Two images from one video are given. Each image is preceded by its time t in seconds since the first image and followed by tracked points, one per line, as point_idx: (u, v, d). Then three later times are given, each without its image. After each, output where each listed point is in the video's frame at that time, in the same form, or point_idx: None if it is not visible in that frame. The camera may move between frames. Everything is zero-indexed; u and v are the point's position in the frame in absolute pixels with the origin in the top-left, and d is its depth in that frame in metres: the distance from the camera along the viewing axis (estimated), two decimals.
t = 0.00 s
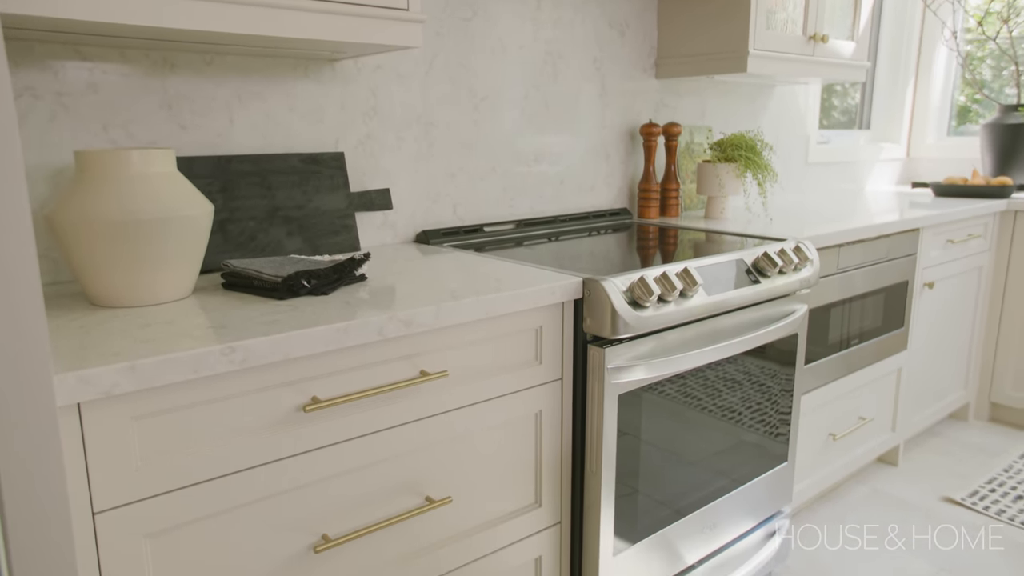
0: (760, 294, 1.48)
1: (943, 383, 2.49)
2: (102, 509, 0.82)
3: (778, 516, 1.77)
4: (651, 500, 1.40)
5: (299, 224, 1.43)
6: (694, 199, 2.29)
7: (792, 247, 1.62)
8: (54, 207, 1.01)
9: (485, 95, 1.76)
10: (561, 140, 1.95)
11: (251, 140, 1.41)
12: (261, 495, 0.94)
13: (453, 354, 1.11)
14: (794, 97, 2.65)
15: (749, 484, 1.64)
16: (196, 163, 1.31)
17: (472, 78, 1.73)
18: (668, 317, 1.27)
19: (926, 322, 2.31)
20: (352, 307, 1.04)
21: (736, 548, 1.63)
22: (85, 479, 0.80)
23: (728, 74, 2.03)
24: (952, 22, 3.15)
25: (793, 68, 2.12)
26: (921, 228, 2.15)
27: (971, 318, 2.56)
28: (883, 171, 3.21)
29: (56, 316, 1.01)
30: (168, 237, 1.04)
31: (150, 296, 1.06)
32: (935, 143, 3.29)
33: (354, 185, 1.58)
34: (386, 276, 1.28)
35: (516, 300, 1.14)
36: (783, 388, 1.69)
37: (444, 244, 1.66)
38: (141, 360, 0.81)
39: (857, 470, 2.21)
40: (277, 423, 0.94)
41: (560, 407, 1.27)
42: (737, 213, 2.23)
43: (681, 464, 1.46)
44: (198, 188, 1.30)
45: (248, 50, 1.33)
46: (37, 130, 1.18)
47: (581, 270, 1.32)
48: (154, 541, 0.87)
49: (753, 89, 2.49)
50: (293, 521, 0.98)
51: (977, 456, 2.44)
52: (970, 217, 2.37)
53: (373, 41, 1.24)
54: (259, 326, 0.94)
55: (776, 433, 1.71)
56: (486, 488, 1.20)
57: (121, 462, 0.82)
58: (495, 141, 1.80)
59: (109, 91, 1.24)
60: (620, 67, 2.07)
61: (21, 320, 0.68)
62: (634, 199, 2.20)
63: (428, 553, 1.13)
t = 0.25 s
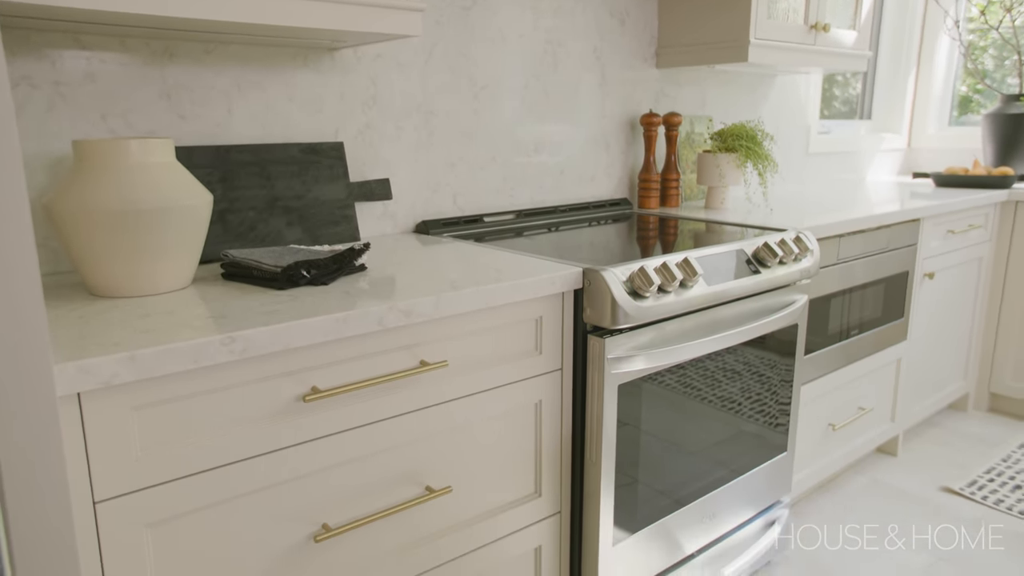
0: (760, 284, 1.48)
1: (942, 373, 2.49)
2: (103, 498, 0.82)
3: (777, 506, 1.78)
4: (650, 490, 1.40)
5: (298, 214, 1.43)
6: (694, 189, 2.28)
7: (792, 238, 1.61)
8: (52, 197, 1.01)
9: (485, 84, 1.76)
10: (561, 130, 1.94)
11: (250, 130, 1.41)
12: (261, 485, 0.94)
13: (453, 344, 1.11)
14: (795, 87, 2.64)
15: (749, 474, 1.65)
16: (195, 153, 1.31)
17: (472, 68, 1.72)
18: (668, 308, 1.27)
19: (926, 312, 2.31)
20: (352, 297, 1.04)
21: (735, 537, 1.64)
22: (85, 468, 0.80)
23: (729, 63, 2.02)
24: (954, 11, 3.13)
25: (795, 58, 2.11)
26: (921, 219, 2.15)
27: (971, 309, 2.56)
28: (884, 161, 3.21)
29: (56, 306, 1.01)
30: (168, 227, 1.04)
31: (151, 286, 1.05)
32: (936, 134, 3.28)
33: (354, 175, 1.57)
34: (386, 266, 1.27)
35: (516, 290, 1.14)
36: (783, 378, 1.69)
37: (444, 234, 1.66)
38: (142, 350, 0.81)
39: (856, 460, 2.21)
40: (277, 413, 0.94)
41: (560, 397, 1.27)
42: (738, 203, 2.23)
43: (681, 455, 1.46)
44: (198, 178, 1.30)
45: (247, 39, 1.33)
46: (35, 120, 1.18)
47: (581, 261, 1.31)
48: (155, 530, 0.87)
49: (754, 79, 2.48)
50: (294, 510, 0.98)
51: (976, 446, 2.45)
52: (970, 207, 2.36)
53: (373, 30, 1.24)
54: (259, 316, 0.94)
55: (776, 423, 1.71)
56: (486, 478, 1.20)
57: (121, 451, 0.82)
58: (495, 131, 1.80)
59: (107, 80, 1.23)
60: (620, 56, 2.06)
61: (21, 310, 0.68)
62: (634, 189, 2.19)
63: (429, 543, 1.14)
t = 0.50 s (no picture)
0: (761, 275, 1.48)
1: (942, 364, 2.50)
2: (105, 488, 0.82)
3: (777, 496, 1.79)
4: (650, 480, 1.40)
5: (298, 205, 1.42)
6: (694, 179, 2.28)
7: (793, 228, 1.61)
8: (51, 187, 1.01)
9: (485, 74, 1.75)
10: (561, 120, 1.94)
11: (249, 120, 1.40)
12: (262, 475, 0.94)
13: (453, 334, 1.11)
14: (796, 77, 2.63)
15: (748, 464, 1.65)
16: (194, 143, 1.30)
17: (472, 58, 1.72)
18: (668, 298, 1.27)
19: (926, 302, 2.31)
20: (352, 288, 1.04)
21: (733, 527, 1.65)
22: (86, 458, 0.80)
23: (730, 53, 2.01)
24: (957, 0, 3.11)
25: (796, 47, 2.10)
26: (922, 209, 2.14)
27: (971, 299, 2.56)
28: (885, 152, 3.20)
29: (55, 296, 1.01)
30: (168, 217, 1.04)
31: (150, 277, 1.05)
32: (937, 124, 3.27)
33: (353, 165, 1.57)
34: (386, 257, 1.27)
35: (516, 280, 1.14)
36: (783, 368, 1.69)
37: (443, 225, 1.66)
38: (142, 339, 0.81)
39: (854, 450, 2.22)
40: (277, 403, 0.94)
41: (560, 387, 1.27)
42: (738, 193, 2.22)
43: (680, 445, 1.47)
44: (197, 168, 1.29)
45: (246, 28, 1.32)
46: (33, 110, 1.17)
47: (581, 251, 1.31)
48: (156, 520, 0.87)
49: (755, 69, 2.47)
50: (294, 500, 0.99)
51: (975, 436, 2.46)
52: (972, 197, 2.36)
53: (372, 19, 1.23)
54: (259, 306, 0.93)
55: (775, 414, 1.71)
56: (487, 468, 1.20)
57: (122, 441, 0.83)
58: (494, 121, 1.79)
59: (106, 70, 1.23)
60: (621, 46, 2.05)
61: (21, 300, 0.68)
62: (635, 179, 2.19)
63: (429, 532, 1.14)
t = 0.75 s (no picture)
0: (761, 265, 1.48)
1: (941, 354, 2.50)
2: (105, 477, 0.82)
3: (776, 486, 1.79)
4: (649, 470, 1.41)
5: (297, 195, 1.42)
6: (694, 170, 2.27)
7: (794, 219, 1.61)
8: (49, 177, 1.00)
9: (485, 64, 1.74)
10: (560, 110, 1.93)
11: (248, 109, 1.40)
12: (262, 464, 0.95)
13: (453, 325, 1.11)
14: (797, 67, 2.62)
15: (747, 455, 1.66)
16: (192, 133, 1.30)
17: (472, 47, 1.71)
18: (668, 289, 1.27)
19: (926, 293, 2.31)
20: (351, 278, 1.04)
21: (732, 517, 1.65)
22: (86, 448, 0.80)
23: (731, 42, 2.00)
24: None
25: (798, 37, 2.09)
26: (923, 200, 2.14)
27: (971, 290, 2.55)
28: (886, 142, 3.19)
29: (54, 286, 1.00)
30: (167, 207, 1.03)
31: (149, 267, 1.05)
32: (939, 115, 3.26)
33: (353, 155, 1.56)
34: (386, 247, 1.27)
35: (516, 270, 1.14)
36: (782, 359, 1.70)
37: (443, 215, 1.66)
38: (141, 329, 0.81)
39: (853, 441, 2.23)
40: (277, 393, 0.94)
41: (560, 377, 1.27)
42: (739, 184, 2.22)
43: (680, 436, 1.47)
44: (195, 158, 1.29)
45: (244, 16, 1.31)
46: (31, 99, 1.17)
47: (581, 241, 1.31)
48: (156, 509, 0.87)
49: (756, 58, 2.46)
50: (294, 489, 0.99)
51: (974, 427, 2.46)
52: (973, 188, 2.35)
53: (372, 8, 1.22)
54: (259, 296, 0.93)
55: (775, 404, 1.71)
56: (486, 458, 1.21)
57: (122, 431, 0.83)
58: (494, 111, 1.78)
59: (103, 59, 1.22)
60: (621, 35, 2.04)
61: (19, 290, 0.68)
62: (635, 169, 2.18)
63: (428, 522, 1.14)
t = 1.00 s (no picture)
0: (761, 256, 1.47)
1: (941, 345, 2.50)
2: (106, 467, 0.82)
3: (775, 476, 1.80)
4: (649, 461, 1.41)
5: (296, 185, 1.42)
6: (695, 160, 2.27)
7: (795, 209, 1.60)
8: (47, 166, 1.00)
9: (485, 53, 1.73)
10: (561, 100, 1.92)
11: (247, 99, 1.39)
12: (263, 454, 0.95)
13: (453, 315, 1.11)
14: (798, 57, 2.60)
15: (747, 445, 1.66)
16: (191, 122, 1.29)
17: (472, 36, 1.70)
18: (668, 279, 1.27)
19: (926, 283, 2.30)
20: (351, 268, 1.04)
21: (731, 507, 1.66)
22: (87, 437, 0.80)
23: (732, 32, 1.99)
24: None
25: (799, 27, 2.08)
26: (924, 190, 2.13)
27: (971, 281, 2.55)
28: (887, 132, 3.18)
29: (53, 276, 1.00)
30: (166, 197, 1.03)
31: (148, 257, 1.05)
32: (940, 105, 3.25)
33: (352, 145, 1.56)
34: (386, 237, 1.27)
35: (516, 260, 1.14)
36: (782, 350, 1.70)
37: (443, 205, 1.65)
38: (141, 319, 0.80)
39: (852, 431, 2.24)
40: (277, 383, 0.94)
41: (560, 367, 1.27)
42: (739, 174, 2.21)
43: (679, 426, 1.47)
44: (194, 148, 1.28)
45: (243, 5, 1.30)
46: (29, 88, 1.16)
47: (581, 231, 1.31)
48: (157, 498, 0.87)
49: (757, 48, 2.45)
50: (295, 479, 0.99)
51: (973, 417, 2.47)
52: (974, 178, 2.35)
53: None
54: (259, 286, 0.93)
55: (775, 395, 1.72)
56: (486, 448, 1.21)
57: (122, 420, 0.83)
58: (494, 101, 1.78)
59: (101, 48, 1.21)
60: (622, 25, 2.02)
61: (18, 279, 0.68)
62: (635, 160, 2.18)
63: (429, 511, 1.15)
